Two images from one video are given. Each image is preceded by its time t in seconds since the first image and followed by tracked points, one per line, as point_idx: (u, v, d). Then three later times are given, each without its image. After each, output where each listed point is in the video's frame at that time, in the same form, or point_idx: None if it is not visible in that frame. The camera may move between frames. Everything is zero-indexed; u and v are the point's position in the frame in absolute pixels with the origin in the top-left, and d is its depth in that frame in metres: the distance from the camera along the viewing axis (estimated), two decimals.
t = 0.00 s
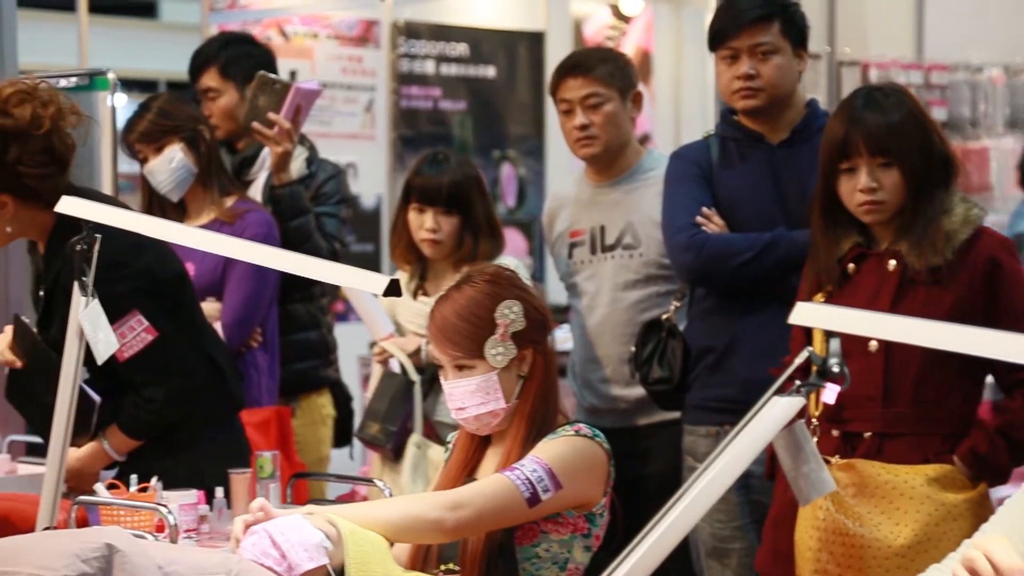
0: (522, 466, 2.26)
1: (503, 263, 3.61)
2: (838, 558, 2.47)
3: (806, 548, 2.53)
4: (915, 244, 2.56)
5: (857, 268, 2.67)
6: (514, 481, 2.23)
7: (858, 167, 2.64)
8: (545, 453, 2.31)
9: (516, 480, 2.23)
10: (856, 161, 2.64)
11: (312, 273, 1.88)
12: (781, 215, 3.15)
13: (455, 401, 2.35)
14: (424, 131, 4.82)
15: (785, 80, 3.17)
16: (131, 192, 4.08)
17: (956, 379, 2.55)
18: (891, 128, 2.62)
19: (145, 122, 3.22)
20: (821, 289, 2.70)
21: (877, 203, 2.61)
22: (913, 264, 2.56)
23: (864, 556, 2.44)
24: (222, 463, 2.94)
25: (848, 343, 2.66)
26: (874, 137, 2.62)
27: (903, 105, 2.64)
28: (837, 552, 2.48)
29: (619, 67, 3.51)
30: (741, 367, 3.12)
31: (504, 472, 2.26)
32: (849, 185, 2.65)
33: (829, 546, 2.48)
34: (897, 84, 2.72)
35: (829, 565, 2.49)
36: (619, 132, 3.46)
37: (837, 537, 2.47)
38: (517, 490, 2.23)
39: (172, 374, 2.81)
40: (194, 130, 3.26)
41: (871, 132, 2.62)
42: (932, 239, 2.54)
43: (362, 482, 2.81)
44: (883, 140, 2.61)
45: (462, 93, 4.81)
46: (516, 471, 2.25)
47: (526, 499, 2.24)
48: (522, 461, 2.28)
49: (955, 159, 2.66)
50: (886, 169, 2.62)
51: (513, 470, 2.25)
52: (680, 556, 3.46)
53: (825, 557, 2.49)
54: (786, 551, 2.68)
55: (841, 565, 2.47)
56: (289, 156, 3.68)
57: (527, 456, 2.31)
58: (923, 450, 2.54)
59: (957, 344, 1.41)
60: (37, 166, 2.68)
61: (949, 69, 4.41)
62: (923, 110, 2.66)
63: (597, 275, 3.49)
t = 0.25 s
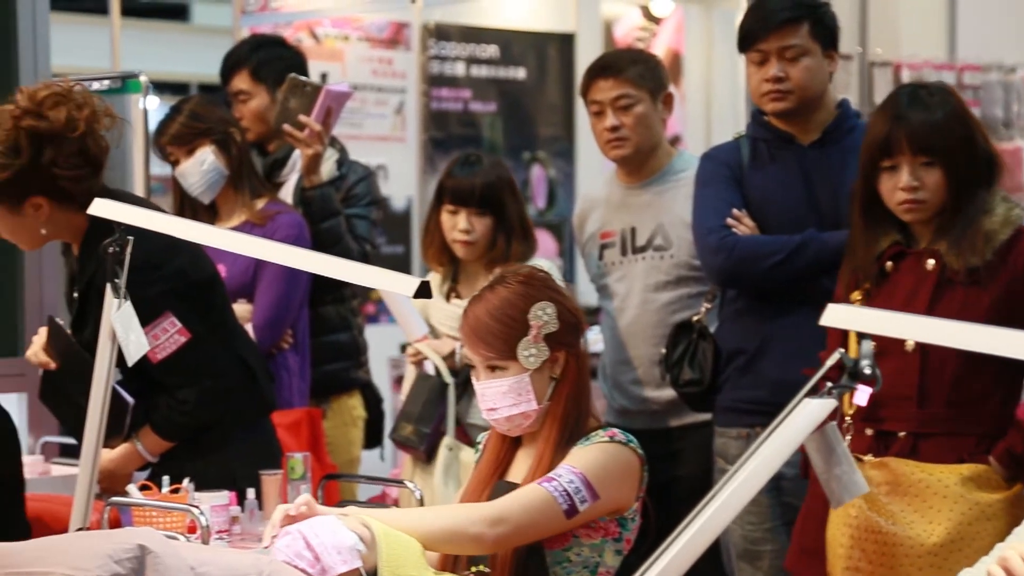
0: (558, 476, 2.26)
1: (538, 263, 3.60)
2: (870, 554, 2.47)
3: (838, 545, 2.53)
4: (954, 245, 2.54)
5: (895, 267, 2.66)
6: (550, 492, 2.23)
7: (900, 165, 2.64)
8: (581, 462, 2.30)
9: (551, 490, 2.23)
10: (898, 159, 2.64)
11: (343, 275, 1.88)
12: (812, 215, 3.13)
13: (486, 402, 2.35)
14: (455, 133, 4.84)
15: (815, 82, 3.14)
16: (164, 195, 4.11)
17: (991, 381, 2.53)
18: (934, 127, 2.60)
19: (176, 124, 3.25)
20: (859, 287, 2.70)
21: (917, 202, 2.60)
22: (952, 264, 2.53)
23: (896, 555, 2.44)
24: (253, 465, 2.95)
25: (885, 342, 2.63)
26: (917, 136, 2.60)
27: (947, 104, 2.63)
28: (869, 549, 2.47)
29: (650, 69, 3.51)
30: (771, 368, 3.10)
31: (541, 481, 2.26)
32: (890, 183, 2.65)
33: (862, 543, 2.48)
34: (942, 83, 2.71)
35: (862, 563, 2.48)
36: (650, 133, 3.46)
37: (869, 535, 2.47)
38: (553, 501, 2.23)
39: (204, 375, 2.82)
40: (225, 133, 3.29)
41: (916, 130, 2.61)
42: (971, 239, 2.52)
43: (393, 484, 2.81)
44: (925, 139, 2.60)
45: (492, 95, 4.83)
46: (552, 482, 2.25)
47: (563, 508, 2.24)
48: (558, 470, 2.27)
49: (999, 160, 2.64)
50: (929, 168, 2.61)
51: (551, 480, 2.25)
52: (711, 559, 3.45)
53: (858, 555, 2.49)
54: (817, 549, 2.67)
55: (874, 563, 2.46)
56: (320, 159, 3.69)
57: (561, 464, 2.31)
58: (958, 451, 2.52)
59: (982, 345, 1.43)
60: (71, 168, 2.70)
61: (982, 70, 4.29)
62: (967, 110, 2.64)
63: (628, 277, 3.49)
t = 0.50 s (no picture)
0: (620, 507, 2.22)
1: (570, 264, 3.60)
2: (913, 558, 2.43)
3: (881, 548, 2.48)
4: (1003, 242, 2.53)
5: (939, 265, 2.62)
6: (621, 528, 2.21)
7: (948, 161, 2.62)
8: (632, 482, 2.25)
9: (620, 524, 2.21)
10: (947, 155, 2.62)
11: (377, 276, 1.88)
12: (844, 216, 3.11)
13: (520, 402, 2.34)
14: (485, 135, 4.85)
15: (846, 84, 3.11)
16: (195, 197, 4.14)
17: None
18: (987, 125, 2.60)
19: (208, 127, 3.28)
20: (901, 284, 2.66)
21: (966, 198, 2.59)
22: (998, 263, 2.51)
23: (940, 557, 2.40)
24: (284, 466, 2.96)
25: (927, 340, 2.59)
26: (968, 133, 2.60)
27: (1000, 101, 2.63)
28: (913, 553, 2.43)
29: (683, 69, 3.49)
30: (803, 370, 3.08)
31: (603, 517, 2.22)
32: (938, 178, 2.63)
33: (906, 547, 2.43)
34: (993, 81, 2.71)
35: (905, 567, 2.44)
36: (682, 134, 3.45)
37: (912, 538, 2.43)
38: (623, 535, 2.21)
39: (238, 376, 2.83)
40: (256, 134, 3.31)
41: (969, 127, 2.60)
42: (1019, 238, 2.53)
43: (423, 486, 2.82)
44: (979, 137, 2.60)
45: (522, 96, 4.84)
46: (616, 516, 2.21)
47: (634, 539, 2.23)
48: (619, 503, 2.22)
49: None
50: (980, 165, 2.60)
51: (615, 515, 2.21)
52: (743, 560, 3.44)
53: (901, 559, 2.44)
54: (857, 550, 2.66)
55: (918, 567, 2.42)
56: (350, 160, 3.70)
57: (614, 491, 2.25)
58: (1002, 452, 2.50)
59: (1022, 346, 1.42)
60: (110, 169, 2.72)
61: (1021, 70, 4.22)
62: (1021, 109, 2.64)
63: (659, 278, 3.48)
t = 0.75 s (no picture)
0: (684, 534, 2.19)
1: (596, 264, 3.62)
2: (949, 563, 2.41)
3: (917, 553, 2.47)
4: None
5: (978, 266, 2.60)
6: (686, 556, 2.18)
7: (982, 161, 2.61)
8: (686, 501, 2.23)
9: (687, 552, 2.18)
10: (981, 155, 2.61)
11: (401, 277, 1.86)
12: (871, 216, 3.09)
13: (554, 402, 2.32)
14: (512, 134, 4.84)
15: (872, 86, 3.07)
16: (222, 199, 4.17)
17: None
18: None
19: (234, 128, 3.30)
20: (939, 282, 2.64)
21: (999, 201, 2.57)
22: None
23: (977, 563, 2.38)
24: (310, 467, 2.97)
25: (961, 342, 2.56)
26: (1004, 133, 2.57)
27: None
28: (949, 558, 2.42)
29: (710, 69, 3.48)
30: (831, 370, 3.07)
31: (667, 545, 2.18)
32: (972, 179, 2.61)
33: (942, 553, 2.42)
34: None
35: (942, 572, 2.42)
36: (710, 134, 3.44)
37: (948, 544, 2.41)
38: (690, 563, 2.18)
39: (266, 377, 2.84)
40: (283, 135, 3.32)
41: (1006, 127, 2.57)
42: None
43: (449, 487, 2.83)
44: (1012, 138, 2.57)
45: (549, 96, 4.83)
46: (682, 545, 2.18)
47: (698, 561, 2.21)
48: (680, 526, 2.20)
49: None
50: (1011, 168, 2.57)
51: (680, 543, 2.18)
52: (769, 561, 3.43)
53: (938, 565, 2.43)
54: (888, 551, 2.64)
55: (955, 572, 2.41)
56: (377, 160, 3.70)
57: (671, 513, 2.22)
58: None
59: None
60: (144, 168, 2.73)
61: None
62: None
63: (687, 278, 3.47)
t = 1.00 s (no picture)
0: (711, 538, 2.18)
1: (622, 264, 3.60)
2: (970, 568, 2.39)
3: (938, 557, 2.46)
4: None
5: (1010, 269, 2.59)
6: (713, 560, 2.16)
7: (1016, 165, 2.57)
8: (713, 505, 2.21)
9: (713, 557, 2.17)
10: (1016, 158, 2.57)
11: (423, 276, 1.86)
12: (896, 214, 3.07)
13: (582, 400, 2.32)
14: (537, 134, 4.85)
15: (899, 84, 3.05)
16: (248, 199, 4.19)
17: None
18: None
19: (259, 128, 3.30)
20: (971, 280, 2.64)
21: None
22: None
23: (997, 568, 2.36)
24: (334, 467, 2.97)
25: (988, 344, 2.54)
26: None
27: None
28: (970, 562, 2.39)
29: (735, 68, 3.47)
30: (857, 370, 3.05)
31: (693, 549, 2.17)
32: (1005, 182, 2.58)
33: (962, 557, 2.40)
34: None
35: None
36: (734, 133, 3.43)
37: (967, 548, 2.39)
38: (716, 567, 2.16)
39: (292, 375, 2.85)
40: (307, 135, 3.33)
41: None
42: None
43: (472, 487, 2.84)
44: None
45: (574, 96, 4.83)
46: (708, 549, 2.16)
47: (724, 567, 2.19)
48: (707, 530, 2.18)
49: None
50: None
51: (706, 546, 2.17)
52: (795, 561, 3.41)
53: (958, 569, 2.41)
54: (916, 553, 2.63)
55: None
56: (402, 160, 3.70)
57: (699, 516, 2.20)
58: None
59: None
60: (169, 168, 2.73)
61: None
62: None
63: (712, 277, 3.46)
